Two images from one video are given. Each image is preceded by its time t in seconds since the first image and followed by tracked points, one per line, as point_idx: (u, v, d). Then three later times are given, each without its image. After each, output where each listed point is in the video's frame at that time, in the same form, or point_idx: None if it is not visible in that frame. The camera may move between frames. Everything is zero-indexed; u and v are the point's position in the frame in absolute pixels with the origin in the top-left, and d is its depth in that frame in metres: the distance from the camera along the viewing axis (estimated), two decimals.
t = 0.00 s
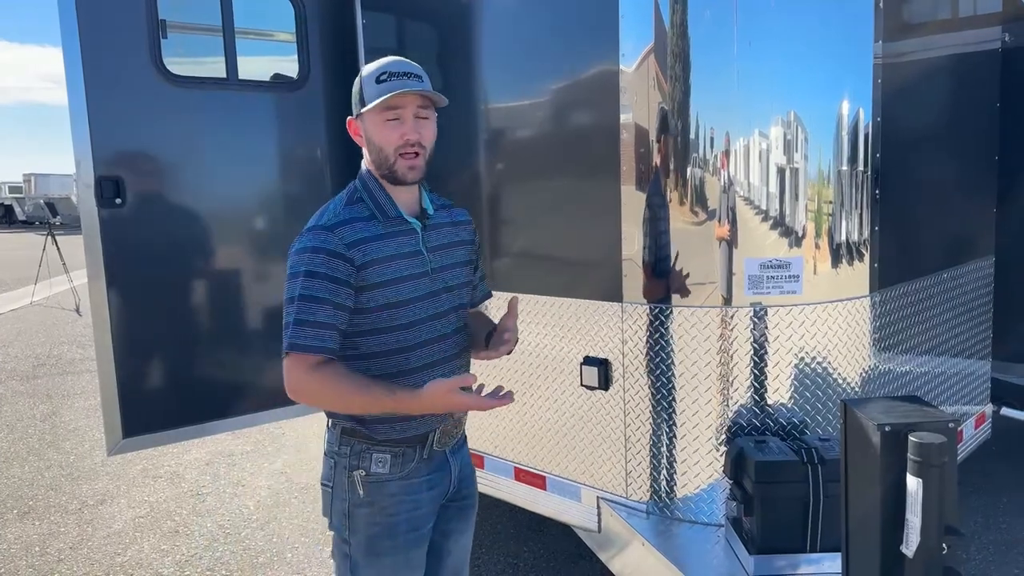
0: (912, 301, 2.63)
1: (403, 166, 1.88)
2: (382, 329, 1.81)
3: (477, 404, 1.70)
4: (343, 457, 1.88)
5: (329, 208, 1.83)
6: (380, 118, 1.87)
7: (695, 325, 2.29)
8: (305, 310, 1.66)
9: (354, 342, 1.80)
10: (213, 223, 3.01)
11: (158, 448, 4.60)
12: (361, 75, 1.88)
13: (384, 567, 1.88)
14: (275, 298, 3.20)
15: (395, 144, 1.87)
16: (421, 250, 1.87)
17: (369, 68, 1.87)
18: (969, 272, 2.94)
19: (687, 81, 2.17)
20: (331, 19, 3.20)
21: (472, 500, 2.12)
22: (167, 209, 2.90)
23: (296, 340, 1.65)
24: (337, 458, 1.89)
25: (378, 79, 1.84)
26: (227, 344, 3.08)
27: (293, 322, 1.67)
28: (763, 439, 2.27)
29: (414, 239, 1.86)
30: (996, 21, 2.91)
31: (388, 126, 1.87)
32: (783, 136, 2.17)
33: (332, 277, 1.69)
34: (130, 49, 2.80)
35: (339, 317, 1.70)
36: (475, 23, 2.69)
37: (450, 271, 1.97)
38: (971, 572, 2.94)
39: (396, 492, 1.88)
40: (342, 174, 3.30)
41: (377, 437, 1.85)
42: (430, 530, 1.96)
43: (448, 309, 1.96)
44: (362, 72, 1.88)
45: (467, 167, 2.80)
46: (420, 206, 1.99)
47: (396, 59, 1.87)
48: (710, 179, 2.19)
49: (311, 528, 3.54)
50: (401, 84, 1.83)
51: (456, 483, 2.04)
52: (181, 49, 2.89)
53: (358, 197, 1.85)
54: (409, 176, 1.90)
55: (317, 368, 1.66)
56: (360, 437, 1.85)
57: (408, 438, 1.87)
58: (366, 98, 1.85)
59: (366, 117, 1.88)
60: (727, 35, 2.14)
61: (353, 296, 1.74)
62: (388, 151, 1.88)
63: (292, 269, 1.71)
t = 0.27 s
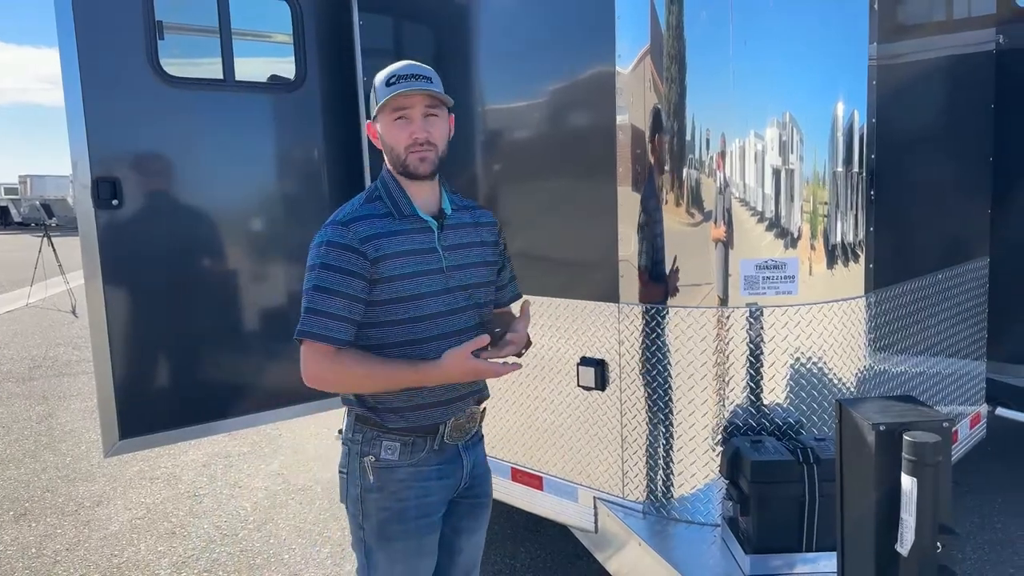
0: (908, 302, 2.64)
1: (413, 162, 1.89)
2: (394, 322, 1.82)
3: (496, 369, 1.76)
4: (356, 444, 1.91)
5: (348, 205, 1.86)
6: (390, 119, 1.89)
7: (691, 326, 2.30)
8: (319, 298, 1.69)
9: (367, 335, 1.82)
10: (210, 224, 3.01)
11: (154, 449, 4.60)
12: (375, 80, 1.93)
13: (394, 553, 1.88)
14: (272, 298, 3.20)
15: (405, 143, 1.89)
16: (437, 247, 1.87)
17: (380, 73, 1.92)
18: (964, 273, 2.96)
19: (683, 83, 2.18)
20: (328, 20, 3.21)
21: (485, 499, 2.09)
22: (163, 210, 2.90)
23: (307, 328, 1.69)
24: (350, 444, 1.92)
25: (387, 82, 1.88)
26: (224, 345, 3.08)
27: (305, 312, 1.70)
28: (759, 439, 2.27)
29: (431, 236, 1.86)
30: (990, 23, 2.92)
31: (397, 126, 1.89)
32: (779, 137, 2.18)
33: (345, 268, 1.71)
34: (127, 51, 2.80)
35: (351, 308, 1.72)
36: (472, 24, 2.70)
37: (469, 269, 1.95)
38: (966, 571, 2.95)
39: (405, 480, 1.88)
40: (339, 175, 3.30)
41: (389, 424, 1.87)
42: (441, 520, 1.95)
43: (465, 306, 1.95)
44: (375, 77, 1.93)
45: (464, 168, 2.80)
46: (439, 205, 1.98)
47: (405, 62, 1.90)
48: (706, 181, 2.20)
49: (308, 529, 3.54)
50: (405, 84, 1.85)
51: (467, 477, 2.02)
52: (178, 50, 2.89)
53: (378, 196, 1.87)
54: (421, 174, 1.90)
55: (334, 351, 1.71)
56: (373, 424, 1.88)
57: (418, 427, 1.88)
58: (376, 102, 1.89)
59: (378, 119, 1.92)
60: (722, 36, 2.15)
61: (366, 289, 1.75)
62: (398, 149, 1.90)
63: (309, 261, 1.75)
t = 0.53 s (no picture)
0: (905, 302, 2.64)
1: (412, 162, 1.89)
2: (398, 320, 1.82)
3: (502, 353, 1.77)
4: (363, 442, 1.91)
5: (350, 207, 1.88)
6: (387, 121, 1.90)
7: (689, 326, 2.30)
8: (323, 295, 1.69)
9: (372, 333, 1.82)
10: (207, 224, 3.00)
11: (152, 450, 4.59)
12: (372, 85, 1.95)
13: (393, 553, 1.88)
14: (270, 299, 3.20)
15: (402, 144, 1.89)
16: (439, 244, 1.87)
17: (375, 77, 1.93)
18: (961, 273, 2.96)
19: (680, 83, 2.18)
20: (325, 20, 3.21)
21: (492, 502, 2.10)
22: (161, 211, 2.90)
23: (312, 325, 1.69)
24: (357, 443, 1.92)
25: (382, 86, 1.88)
26: (222, 345, 3.08)
27: (309, 310, 1.70)
28: (757, 439, 2.28)
29: (432, 234, 1.86)
30: (987, 24, 2.93)
31: (393, 128, 1.90)
32: (777, 138, 2.18)
33: (348, 265, 1.71)
34: (125, 51, 2.80)
35: (354, 305, 1.72)
36: (470, 25, 2.70)
37: (472, 266, 1.95)
38: (963, 570, 2.96)
39: (409, 481, 1.88)
40: (337, 176, 3.29)
41: (395, 424, 1.87)
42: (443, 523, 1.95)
43: (469, 303, 1.94)
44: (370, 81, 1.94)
45: (462, 169, 2.80)
46: (441, 204, 1.99)
47: (400, 64, 1.91)
48: (704, 181, 2.21)
49: (306, 529, 3.54)
50: (401, 86, 1.86)
51: (474, 480, 2.02)
52: (175, 50, 2.90)
53: (380, 196, 1.89)
54: (421, 175, 1.90)
55: (340, 345, 1.71)
56: (379, 423, 1.88)
57: (426, 429, 1.89)
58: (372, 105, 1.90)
59: (376, 123, 1.93)
60: (720, 37, 2.15)
61: (369, 287, 1.76)
62: (397, 151, 1.90)
63: (312, 260, 1.75)
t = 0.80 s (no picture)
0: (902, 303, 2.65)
1: (415, 165, 1.89)
2: (395, 324, 1.82)
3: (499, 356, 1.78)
4: (361, 446, 1.91)
5: (346, 211, 1.88)
6: (388, 124, 1.88)
7: (687, 327, 2.30)
8: (318, 302, 1.70)
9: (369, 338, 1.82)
10: (205, 225, 3.00)
11: (149, 451, 4.58)
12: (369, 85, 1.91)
13: (391, 557, 1.88)
14: (268, 300, 3.20)
15: (404, 148, 1.89)
16: (436, 247, 1.87)
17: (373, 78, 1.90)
18: (958, 274, 2.97)
19: (678, 84, 2.19)
20: (323, 22, 3.21)
21: (491, 506, 2.10)
22: (158, 212, 2.90)
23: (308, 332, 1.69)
24: (356, 447, 1.92)
25: (384, 88, 1.86)
26: (219, 346, 3.08)
27: (306, 317, 1.70)
28: (755, 440, 2.28)
29: (429, 237, 1.86)
30: (983, 26, 2.93)
31: (395, 131, 1.89)
32: (774, 139, 2.19)
33: (344, 272, 1.71)
34: (123, 52, 2.80)
35: (351, 311, 1.72)
36: (468, 26, 2.70)
37: (470, 267, 1.95)
38: (960, 571, 2.97)
39: (408, 486, 1.88)
40: (335, 177, 3.29)
41: (394, 429, 1.88)
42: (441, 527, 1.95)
43: (468, 305, 1.94)
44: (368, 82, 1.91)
45: (460, 170, 2.80)
46: (436, 205, 1.98)
47: (401, 67, 1.89)
48: (702, 182, 2.21)
49: (303, 530, 3.54)
50: (405, 89, 1.85)
51: (473, 484, 2.03)
52: (173, 51, 2.90)
53: (375, 200, 1.88)
54: (421, 177, 1.91)
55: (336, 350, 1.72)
56: (378, 427, 1.89)
57: (425, 433, 1.89)
58: (373, 108, 1.88)
59: (375, 125, 1.91)
60: (717, 38, 2.16)
61: (366, 292, 1.76)
62: (399, 154, 1.89)
63: (307, 267, 1.76)
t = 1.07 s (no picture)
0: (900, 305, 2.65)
1: (433, 169, 1.90)
2: (389, 327, 1.82)
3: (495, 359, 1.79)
4: (357, 454, 1.89)
5: (335, 213, 1.85)
6: (413, 123, 1.86)
7: (685, 328, 2.31)
8: (315, 307, 1.67)
9: (362, 341, 1.81)
10: (202, 227, 3.00)
11: (146, 453, 4.57)
12: (392, 81, 1.86)
13: (392, 566, 1.87)
14: (266, 301, 3.19)
15: (426, 149, 1.88)
16: (429, 249, 1.87)
17: (398, 74, 1.87)
18: (955, 275, 2.97)
19: (676, 85, 2.19)
20: (321, 23, 3.20)
21: (485, 508, 2.10)
22: (155, 213, 2.89)
23: (303, 338, 1.67)
24: (351, 455, 1.90)
25: (415, 87, 1.85)
26: (217, 348, 3.07)
27: (299, 323, 1.68)
28: (754, 441, 2.28)
29: (423, 238, 1.86)
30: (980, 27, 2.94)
31: (420, 131, 1.87)
32: (772, 140, 2.19)
33: (339, 276, 1.70)
34: (120, 53, 2.79)
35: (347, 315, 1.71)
36: (466, 28, 2.70)
37: (462, 269, 1.96)
38: (958, 572, 2.96)
39: (407, 493, 1.87)
40: (332, 178, 3.29)
41: (391, 435, 1.87)
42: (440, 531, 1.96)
43: (460, 307, 1.95)
44: (392, 77, 1.86)
45: (458, 171, 2.80)
46: (428, 207, 1.99)
47: (425, 69, 1.90)
48: (699, 183, 2.21)
49: (301, 532, 3.53)
50: (437, 92, 1.87)
51: (470, 488, 2.03)
52: (170, 52, 2.90)
53: (366, 202, 1.86)
54: (432, 181, 1.92)
55: (330, 357, 1.69)
56: (375, 434, 1.87)
57: (422, 439, 1.88)
58: (402, 104, 1.84)
59: (396, 122, 1.87)
60: (715, 39, 2.16)
61: (360, 296, 1.74)
62: (420, 155, 1.88)
63: (299, 270, 1.73)
